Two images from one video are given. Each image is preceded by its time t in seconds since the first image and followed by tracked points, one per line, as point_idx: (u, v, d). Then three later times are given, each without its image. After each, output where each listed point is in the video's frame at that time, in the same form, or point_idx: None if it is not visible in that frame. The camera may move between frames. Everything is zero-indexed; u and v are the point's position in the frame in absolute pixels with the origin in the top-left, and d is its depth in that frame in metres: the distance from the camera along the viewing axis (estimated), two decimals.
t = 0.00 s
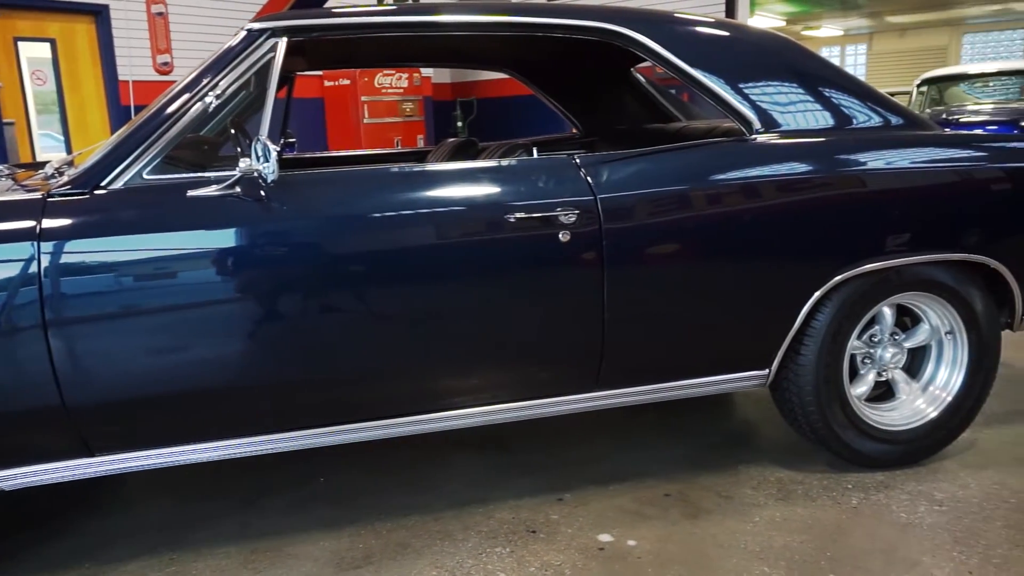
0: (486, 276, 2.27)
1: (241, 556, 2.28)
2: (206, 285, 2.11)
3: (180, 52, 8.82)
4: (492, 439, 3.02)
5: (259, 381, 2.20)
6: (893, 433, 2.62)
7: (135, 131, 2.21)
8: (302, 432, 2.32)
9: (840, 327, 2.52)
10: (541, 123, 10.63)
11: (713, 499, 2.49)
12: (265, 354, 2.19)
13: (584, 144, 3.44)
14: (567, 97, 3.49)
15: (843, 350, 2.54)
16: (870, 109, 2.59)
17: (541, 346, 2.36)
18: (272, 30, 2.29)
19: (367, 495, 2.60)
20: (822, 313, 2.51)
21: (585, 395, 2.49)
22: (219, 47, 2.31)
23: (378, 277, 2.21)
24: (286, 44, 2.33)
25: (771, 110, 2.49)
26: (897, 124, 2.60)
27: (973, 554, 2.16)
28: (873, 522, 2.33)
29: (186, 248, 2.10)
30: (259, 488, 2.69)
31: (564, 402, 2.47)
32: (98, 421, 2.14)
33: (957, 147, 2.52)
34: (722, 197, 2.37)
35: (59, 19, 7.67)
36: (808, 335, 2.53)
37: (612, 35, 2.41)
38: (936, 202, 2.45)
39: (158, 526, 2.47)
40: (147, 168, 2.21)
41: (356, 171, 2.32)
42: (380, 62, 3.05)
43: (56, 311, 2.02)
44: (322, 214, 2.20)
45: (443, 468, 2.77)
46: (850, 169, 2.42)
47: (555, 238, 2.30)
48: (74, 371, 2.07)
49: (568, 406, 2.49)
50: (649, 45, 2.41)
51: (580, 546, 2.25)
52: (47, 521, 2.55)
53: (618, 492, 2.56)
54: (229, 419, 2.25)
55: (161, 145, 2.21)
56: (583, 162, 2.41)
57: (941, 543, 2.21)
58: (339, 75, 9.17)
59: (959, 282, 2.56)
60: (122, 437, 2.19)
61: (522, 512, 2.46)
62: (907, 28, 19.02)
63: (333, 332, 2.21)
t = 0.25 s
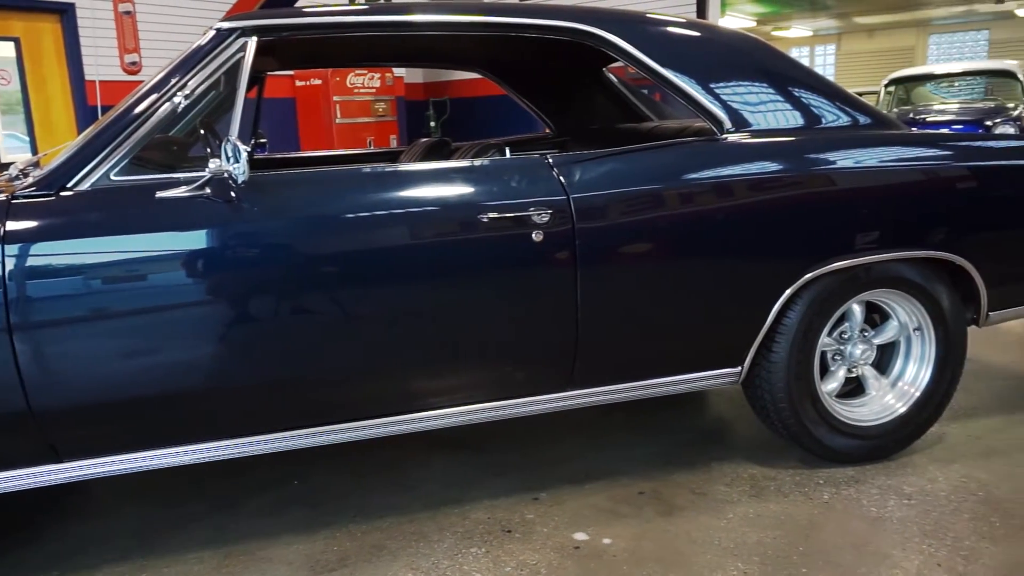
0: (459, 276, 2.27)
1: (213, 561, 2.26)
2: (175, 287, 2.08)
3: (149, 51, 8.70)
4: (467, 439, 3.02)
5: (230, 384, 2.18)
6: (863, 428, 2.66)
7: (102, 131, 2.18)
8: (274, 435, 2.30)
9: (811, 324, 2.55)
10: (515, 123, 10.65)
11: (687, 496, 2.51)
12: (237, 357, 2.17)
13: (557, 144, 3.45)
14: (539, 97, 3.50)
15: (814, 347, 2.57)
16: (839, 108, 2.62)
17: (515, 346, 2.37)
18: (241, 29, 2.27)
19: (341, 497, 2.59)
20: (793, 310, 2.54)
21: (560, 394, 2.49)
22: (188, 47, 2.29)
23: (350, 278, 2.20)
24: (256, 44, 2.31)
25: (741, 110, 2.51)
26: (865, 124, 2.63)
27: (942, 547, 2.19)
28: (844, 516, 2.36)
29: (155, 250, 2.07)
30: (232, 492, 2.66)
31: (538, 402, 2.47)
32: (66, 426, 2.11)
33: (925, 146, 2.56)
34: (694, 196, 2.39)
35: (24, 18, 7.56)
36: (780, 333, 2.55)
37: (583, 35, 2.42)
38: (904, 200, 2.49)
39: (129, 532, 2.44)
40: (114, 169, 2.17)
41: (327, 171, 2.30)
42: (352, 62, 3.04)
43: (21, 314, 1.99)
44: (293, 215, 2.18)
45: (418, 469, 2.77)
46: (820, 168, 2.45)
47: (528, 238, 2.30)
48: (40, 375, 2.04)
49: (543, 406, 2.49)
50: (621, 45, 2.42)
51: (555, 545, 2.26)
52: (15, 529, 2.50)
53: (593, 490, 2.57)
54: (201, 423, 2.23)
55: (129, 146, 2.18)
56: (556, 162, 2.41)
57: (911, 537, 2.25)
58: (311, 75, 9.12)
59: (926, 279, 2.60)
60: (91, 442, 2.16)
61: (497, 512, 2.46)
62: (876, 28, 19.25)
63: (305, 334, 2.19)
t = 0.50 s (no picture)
0: (434, 276, 2.26)
1: (185, 567, 2.23)
2: (144, 290, 2.05)
3: (117, 50, 8.56)
4: (442, 440, 3.01)
5: (201, 387, 2.16)
6: (834, 424, 2.69)
7: (68, 131, 2.15)
8: (246, 438, 2.28)
9: (782, 322, 2.57)
10: (489, 123, 10.65)
11: (662, 494, 2.52)
12: (208, 360, 2.14)
13: (529, 143, 3.46)
14: (511, 96, 3.51)
15: (785, 344, 2.60)
16: (808, 108, 2.65)
17: (489, 346, 2.36)
18: (209, 28, 2.25)
19: (316, 501, 2.57)
20: (764, 308, 2.56)
21: (535, 394, 2.49)
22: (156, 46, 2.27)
23: (323, 279, 2.18)
24: (224, 43, 2.28)
25: (712, 109, 2.53)
26: (834, 123, 2.66)
27: (911, 540, 2.23)
28: (816, 512, 2.38)
29: (123, 252, 2.04)
30: (204, 497, 2.63)
31: (512, 401, 2.47)
32: (32, 432, 2.08)
33: (892, 145, 2.59)
34: (667, 195, 2.40)
35: None
36: (752, 331, 2.57)
37: (555, 34, 2.42)
38: (873, 199, 2.52)
39: (99, 538, 2.41)
40: (81, 170, 2.14)
41: (298, 171, 2.29)
42: (323, 61, 3.02)
43: None
44: (264, 216, 2.16)
45: (393, 471, 2.75)
46: (790, 167, 2.47)
47: (502, 238, 2.30)
48: (5, 380, 2.00)
49: (518, 406, 2.49)
50: (593, 44, 2.43)
51: (531, 545, 2.26)
52: None
53: (569, 489, 2.57)
54: (171, 427, 2.20)
55: (95, 146, 2.15)
56: (528, 161, 2.42)
57: (881, 531, 2.28)
58: (281, 75, 9.05)
59: (894, 276, 2.64)
60: (58, 447, 2.13)
61: (473, 512, 2.45)
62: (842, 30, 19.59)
63: (277, 336, 2.18)
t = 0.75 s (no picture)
0: (407, 277, 2.25)
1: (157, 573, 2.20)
2: (113, 293, 2.03)
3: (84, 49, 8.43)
4: (418, 441, 3.00)
5: (172, 391, 2.13)
6: (805, 420, 2.72)
7: (33, 132, 2.12)
8: (218, 442, 2.25)
9: (754, 320, 2.60)
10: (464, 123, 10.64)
11: (636, 492, 2.54)
12: (178, 363, 2.12)
13: (502, 143, 3.47)
14: (484, 96, 3.51)
15: (757, 342, 2.62)
16: (778, 108, 2.68)
17: (464, 346, 2.36)
18: (177, 27, 2.22)
19: (291, 504, 2.55)
20: (736, 306, 2.58)
21: (509, 393, 2.49)
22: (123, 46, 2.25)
23: (295, 281, 2.17)
24: (193, 43, 2.26)
25: (684, 109, 2.54)
26: (803, 123, 2.69)
27: (881, 534, 2.26)
28: (788, 507, 2.41)
29: (91, 255, 2.01)
30: (176, 501, 2.60)
31: (487, 401, 2.47)
32: None
33: (861, 144, 2.62)
34: (639, 195, 2.41)
35: None
36: (724, 329, 2.59)
37: (527, 34, 2.43)
38: (842, 197, 2.55)
39: (68, 545, 2.37)
40: (47, 171, 2.10)
41: (270, 172, 2.27)
42: (293, 61, 3.00)
43: None
44: (235, 218, 2.14)
45: (368, 472, 2.74)
46: (761, 166, 2.49)
47: (475, 238, 2.30)
48: None
49: (493, 406, 2.49)
50: (564, 44, 2.44)
51: (506, 545, 2.26)
52: None
53: (544, 489, 2.58)
54: (141, 432, 2.17)
55: (62, 147, 2.12)
56: (501, 161, 2.42)
57: (852, 525, 2.31)
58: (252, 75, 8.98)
59: (863, 273, 2.67)
60: (25, 454, 2.09)
61: (448, 513, 2.45)
62: (809, 31, 19.89)
63: (249, 338, 2.16)
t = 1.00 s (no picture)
0: (381, 277, 2.24)
1: None
2: (81, 296, 2.00)
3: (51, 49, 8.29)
4: (393, 442, 2.99)
5: (142, 394, 2.11)
6: (778, 417, 2.75)
7: None
8: (190, 445, 2.23)
9: (727, 318, 2.62)
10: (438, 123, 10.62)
11: (611, 490, 2.55)
12: (149, 366, 2.09)
13: (476, 144, 3.47)
14: (457, 97, 3.51)
15: (730, 339, 2.65)
16: (749, 108, 2.70)
17: (438, 347, 2.36)
18: (145, 27, 2.20)
19: (265, 507, 2.53)
20: (709, 304, 2.60)
21: (485, 393, 2.49)
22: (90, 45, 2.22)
23: (267, 282, 2.15)
24: (161, 43, 2.24)
25: (656, 109, 2.56)
26: (774, 123, 2.72)
27: (852, 528, 2.29)
28: (761, 503, 2.43)
29: (59, 258, 1.99)
30: (148, 506, 2.57)
31: (462, 402, 2.47)
32: None
33: (830, 143, 2.66)
34: (613, 194, 2.42)
35: None
36: (697, 327, 2.61)
37: (499, 34, 2.43)
38: (812, 196, 2.58)
39: (37, 553, 2.33)
40: (11, 173, 2.06)
41: (241, 173, 2.25)
42: (264, 62, 2.99)
43: None
44: (206, 219, 2.12)
45: (342, 475, 2.73)
46: (732, 165, 2.52)
47: (448, 238, 2.29)
48: None
49: (468, 406, 2.48)
50: (537, 44, 2.44)
51: (482, 545, 2.26)
52: None
53: (520, 488, 2.58)
54: (111, 436, 2.14)
55: (27, 147, 2.08)
56: (474, 161, 2.42)
57: (823, 520, 2.33)
58: (223, 74, 8.89)
59: (834, 271, 2.71)
60: None
61: (424, 514, 2.44)
62: (779, 32, 20.11)
63: (221, 341, 2.14)
